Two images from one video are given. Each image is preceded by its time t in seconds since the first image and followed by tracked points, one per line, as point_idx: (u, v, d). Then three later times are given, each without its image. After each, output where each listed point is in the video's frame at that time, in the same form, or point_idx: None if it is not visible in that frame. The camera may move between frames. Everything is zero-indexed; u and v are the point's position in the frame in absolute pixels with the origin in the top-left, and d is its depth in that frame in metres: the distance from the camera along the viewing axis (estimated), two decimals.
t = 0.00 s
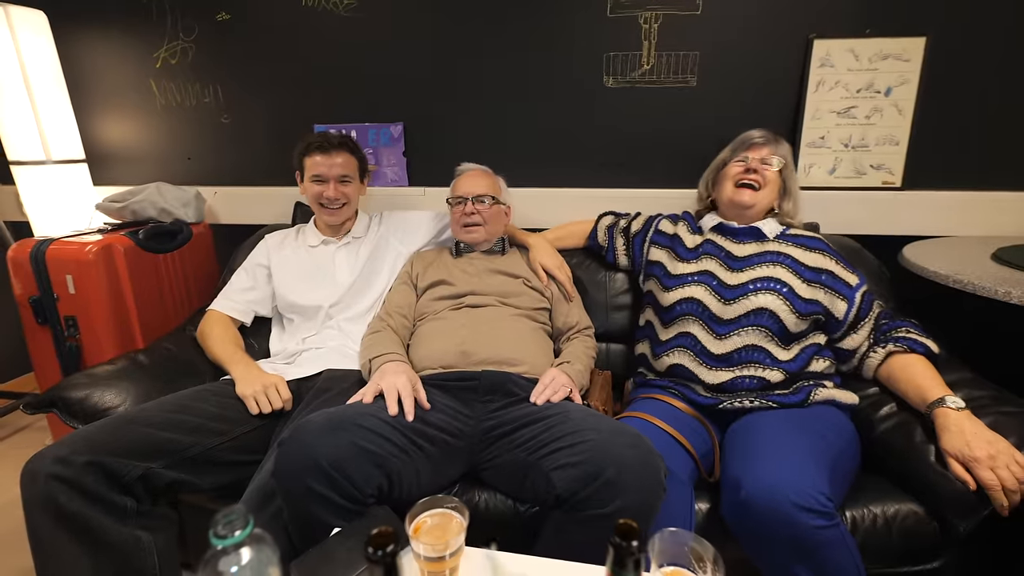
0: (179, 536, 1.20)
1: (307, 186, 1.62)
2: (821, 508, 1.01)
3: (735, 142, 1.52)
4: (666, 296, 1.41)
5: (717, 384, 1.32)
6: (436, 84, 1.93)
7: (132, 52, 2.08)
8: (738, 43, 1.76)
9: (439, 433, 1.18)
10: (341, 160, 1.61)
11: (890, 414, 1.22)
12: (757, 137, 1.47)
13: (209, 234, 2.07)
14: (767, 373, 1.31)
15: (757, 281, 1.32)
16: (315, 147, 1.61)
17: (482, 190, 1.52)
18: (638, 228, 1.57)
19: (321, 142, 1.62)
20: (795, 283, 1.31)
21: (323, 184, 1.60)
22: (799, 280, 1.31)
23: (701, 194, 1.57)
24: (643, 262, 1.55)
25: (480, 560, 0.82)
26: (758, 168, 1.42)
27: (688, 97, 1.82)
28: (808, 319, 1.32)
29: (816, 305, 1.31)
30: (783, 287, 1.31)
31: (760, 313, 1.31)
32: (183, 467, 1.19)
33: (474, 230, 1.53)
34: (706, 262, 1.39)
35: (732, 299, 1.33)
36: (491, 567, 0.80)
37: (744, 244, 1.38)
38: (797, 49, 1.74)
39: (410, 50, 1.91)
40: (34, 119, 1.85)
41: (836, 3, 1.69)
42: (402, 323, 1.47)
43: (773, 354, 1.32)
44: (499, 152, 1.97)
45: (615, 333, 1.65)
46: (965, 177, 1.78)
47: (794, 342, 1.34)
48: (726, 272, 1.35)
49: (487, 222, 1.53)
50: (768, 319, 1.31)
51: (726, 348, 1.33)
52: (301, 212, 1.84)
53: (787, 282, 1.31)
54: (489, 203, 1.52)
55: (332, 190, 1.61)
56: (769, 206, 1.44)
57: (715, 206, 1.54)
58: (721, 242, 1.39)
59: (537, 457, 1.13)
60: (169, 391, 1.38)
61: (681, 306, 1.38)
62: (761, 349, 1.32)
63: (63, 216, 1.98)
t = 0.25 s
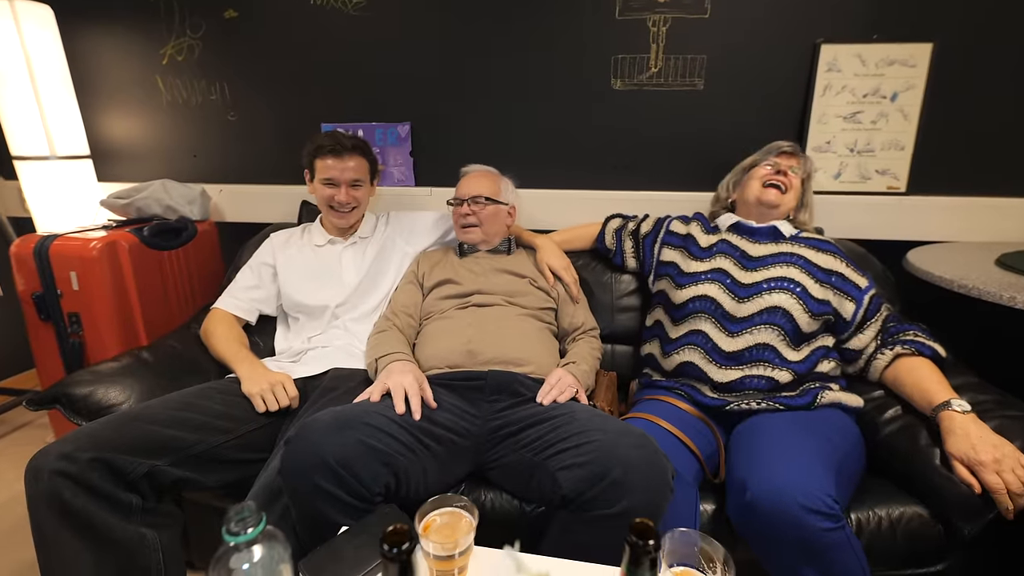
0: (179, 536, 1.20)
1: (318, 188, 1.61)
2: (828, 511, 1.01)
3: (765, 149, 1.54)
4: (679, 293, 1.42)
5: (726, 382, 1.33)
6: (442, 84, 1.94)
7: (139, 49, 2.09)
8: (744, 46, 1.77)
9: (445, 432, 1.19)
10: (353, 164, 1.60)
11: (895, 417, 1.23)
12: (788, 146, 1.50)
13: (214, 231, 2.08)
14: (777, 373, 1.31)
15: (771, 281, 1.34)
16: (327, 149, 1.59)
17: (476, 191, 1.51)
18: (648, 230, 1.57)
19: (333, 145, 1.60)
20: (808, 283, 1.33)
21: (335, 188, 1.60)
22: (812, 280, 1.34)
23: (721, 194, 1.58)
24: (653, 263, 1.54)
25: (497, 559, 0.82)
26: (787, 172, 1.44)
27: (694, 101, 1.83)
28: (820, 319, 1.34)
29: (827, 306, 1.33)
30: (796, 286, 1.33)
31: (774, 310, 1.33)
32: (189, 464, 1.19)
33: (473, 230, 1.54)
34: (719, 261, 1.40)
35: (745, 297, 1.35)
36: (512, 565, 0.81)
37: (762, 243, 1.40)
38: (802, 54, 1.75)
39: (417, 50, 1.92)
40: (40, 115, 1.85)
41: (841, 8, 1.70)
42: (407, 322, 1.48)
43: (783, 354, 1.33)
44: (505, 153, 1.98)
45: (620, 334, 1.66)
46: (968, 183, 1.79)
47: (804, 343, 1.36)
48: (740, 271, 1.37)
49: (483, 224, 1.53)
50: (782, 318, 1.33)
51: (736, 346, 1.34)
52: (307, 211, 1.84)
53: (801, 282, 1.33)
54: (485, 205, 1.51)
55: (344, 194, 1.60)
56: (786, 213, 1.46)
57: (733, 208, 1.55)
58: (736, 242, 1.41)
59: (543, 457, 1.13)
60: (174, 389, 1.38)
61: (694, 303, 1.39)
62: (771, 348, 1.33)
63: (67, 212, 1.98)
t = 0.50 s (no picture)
0: (180, 537, 1.21)
1: (325, 189, 1.61)
2: (831, 515, 1.00)
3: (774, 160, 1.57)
4: (686, 291, 1.42)
5: (729, 381, 1.33)
6: (444, 85, 1.94)
7: (142, 50, 2.09)
8: (747, 48, 1.76)
9: (445, 434, 1.18)
10: (361, 165, 1.60)
11: (897, 420, 1.23)
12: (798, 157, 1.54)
13: (217, 232, 2.08)
14: (783, 373, 1.31)
15: (779, 281, 1.34)
16: (336, 150, 1.59)
17: (475, 191, 1.51)
18: (652, 231, 1.56)
19: (341, 146, 1.59)
20: (817, 283, 1.33)
21: (343, 189, 1.60)
22: (820, 281, 1.33)
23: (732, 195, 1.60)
24: (658, 263, 1.53)
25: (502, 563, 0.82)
26: (799, 179, 1.47)
27: (696, 102, 1.82)
28: (829, 319, 1.34)
29: (835, 306, 1.33)
30: (805, 286, 1.33)
31: (783, 309, 1.32)
32: (190, 464, 1.19)
33: (470, 231, 1.54)
34: (727, 260, 1.40)
35: (754, 295, 1.34)
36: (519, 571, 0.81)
37: (773, 243, 1.40)
38: (806, 56, 1.74)
39: (420, 51, 1.92)
40: (45, 116, 1.86)
41: (845, 9, 1.69)
42: (408, 323, 1.47)
43: (789, 354, 1.33)
44: (508, 153, 1.97)
45: (621, 335, 1.65)
46: (973, 185, 1.78)
47: (812, 343, 1.35)
48: (749, 269, 1.37)
49: (481, 224, 1.53)
50: (790, 317, 1.32)
51: (744, 344, 1.33)
52: (309, 212, 1.85)
53: (809, 282, 1.33)
54: (480, 206, 1.51)
55: (353, 195, 1.61)
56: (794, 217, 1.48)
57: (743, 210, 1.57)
58: (746, 241, 1.41)
59: (544, 458, 1.13)
60: (176, 389, 1.38)
61: (702, 301, 1.39)
62: (778, 347, 1.32)
63: (71, 212, 1.99)
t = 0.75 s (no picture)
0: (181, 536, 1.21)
1: (342, 194, 1.61)
2: (828, 514, 1.01)
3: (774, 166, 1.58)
4: (688, 293, 1.42)
5: (730, 382, 1.33)
6: (447, 87, 1.95)
7: (146, 51, 2.11)
8: (748, 51, 1.77)
9: (445, 433, 1.19)
10: (370, 166, 1.61)
11: (896, 420, 1.24)
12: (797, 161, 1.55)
13: (219, 232, 2.09)
14: (783, 374, 1.32)
15: (779, 284, 1.34)
16: (344, 155, 1.59)
17: (478, 193, 1.52)
18: (654, 233, 1.57)
19: (349, 150, 1.60)
20: (816, 286, 1.34)
21: (362, 191, 1.61)
22: (819, 283, 1.34)
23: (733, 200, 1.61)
24: (659, 265, 1.53)
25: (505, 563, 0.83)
26: (800, 184, 1.48)
27: (697, 104, 1.83)
28: (827, 321, 1.34)
29: (834, 308, 1.34)
30: (804, 289, 1.33)
31: (783, 312, 1.33)
32: (192, 463, 1.20)
33: (472, 232, 1.55)
34: (728, 262, 1.40)
35: (754, 298, 1.35)
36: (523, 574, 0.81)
37: (772, 246, 1.40)
38: (806, 59, 1.75)
39: (422, 53, 1.93)
40: (48, 117, 1.87)
41: (846, 12, 1.70)
42: (410, 323, 1.48)
43: (789, 356, 1.33)
44: (509, 155, 1.98)
45: (622, 336, 1.66)
46: (974, 188, 1.79)
47: (810, 345, 1.36)
48: (750, 272, 1.37)
49: (483, 224, 1.53)
50: (790, 319, 1.33)
51: (744, 346, 1.33)
52: (312, 212, 1.85)
53: (809, 285, 1.34)
54: (480, 205, 1.52)
55: (371, 195, 1.62)
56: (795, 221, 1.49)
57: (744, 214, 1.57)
58: (747, 244, 1.41)
59: (544, 457, 1.13)
60: (178, 389, 1.38)
61: (702, 302, 1.39)
62: (778, 349, 1.33)
63: (74, 213, 2.00)
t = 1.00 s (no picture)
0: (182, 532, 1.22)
1: (348, 197, 1.62)
2: (823, 516, 1.01)
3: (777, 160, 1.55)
4: (685, 295, 1.43)
5: (726, 386, 1.34)
6: (448, 89, 1.96)
7: (152, 54, 2.13)
8: (749, 51, 1.77)
9: (443, 432, 1.20)
10: (373, 170, 1.63)
11: (895, 422, 1.23)
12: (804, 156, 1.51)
13: (223, 232, 2.11)
14: (780, 377, 1.32)
15: (777, 289, 1.34)
16: (350, 159, 1.61)
17: (469, 194, 1.54)
18: (652, 235, 1.57)
19: (356, 154, 1.62)
20: (813, 291, 1.34)
21: (368, 194, 1.63)
22: (818, 288, 1.34)
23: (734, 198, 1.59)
24: (659, 267, 1.53)
25: (494, 560, 0.85)
26: (802, 187, 1.45)
27: (698, 105, 1.83)
28: (825, 326, 1.34)
29: (833, 312, 1.33)
30: (802, 294, 1.33)
31: (778, 317, 1.33)
32: (193, 460, 1.21)
33: (463, 232, 1.56)
34: (726, 265, 1.40)
35: (751, 303, 1.35)
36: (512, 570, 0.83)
37: (768, 251, 1.39)
38: (806, 59, 1.75)
39: (424, 54, 1.94)
40: (56, 119, 1.90)
41: (846, 13, 1.69)
42: (409, 323, 1.49)
43: (787, 359, 1.33)
44: (510, 156, 1.99)
45: (622, 336, 1.66)
46: (977, 189, 1.78)
47: (808, 349, 1.35)
48: (746, 278, 1.37)
49: (474, 224, 1.54)
50: (787, 324, 1.32)
51: (740, 351, 1.33)
52: (314, 212, 1.87)
53: (806, 289, 1.34)
54: (474, 207, 1.53)
55: (376, 198, 1.65)
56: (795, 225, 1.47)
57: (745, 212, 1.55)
58: (745, 248, 1.41)
59: (540, 457, 1.14)
60: (180, 387, 1.40)
61: (699, 306, 1.39)
62: (775, 354, 1.32)
63: (81, 213, 2.03)
